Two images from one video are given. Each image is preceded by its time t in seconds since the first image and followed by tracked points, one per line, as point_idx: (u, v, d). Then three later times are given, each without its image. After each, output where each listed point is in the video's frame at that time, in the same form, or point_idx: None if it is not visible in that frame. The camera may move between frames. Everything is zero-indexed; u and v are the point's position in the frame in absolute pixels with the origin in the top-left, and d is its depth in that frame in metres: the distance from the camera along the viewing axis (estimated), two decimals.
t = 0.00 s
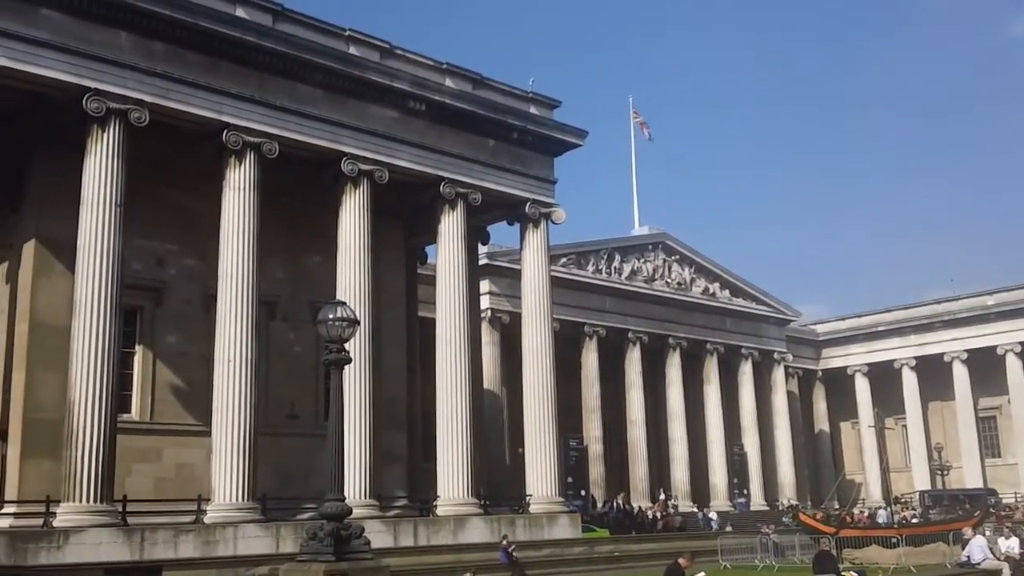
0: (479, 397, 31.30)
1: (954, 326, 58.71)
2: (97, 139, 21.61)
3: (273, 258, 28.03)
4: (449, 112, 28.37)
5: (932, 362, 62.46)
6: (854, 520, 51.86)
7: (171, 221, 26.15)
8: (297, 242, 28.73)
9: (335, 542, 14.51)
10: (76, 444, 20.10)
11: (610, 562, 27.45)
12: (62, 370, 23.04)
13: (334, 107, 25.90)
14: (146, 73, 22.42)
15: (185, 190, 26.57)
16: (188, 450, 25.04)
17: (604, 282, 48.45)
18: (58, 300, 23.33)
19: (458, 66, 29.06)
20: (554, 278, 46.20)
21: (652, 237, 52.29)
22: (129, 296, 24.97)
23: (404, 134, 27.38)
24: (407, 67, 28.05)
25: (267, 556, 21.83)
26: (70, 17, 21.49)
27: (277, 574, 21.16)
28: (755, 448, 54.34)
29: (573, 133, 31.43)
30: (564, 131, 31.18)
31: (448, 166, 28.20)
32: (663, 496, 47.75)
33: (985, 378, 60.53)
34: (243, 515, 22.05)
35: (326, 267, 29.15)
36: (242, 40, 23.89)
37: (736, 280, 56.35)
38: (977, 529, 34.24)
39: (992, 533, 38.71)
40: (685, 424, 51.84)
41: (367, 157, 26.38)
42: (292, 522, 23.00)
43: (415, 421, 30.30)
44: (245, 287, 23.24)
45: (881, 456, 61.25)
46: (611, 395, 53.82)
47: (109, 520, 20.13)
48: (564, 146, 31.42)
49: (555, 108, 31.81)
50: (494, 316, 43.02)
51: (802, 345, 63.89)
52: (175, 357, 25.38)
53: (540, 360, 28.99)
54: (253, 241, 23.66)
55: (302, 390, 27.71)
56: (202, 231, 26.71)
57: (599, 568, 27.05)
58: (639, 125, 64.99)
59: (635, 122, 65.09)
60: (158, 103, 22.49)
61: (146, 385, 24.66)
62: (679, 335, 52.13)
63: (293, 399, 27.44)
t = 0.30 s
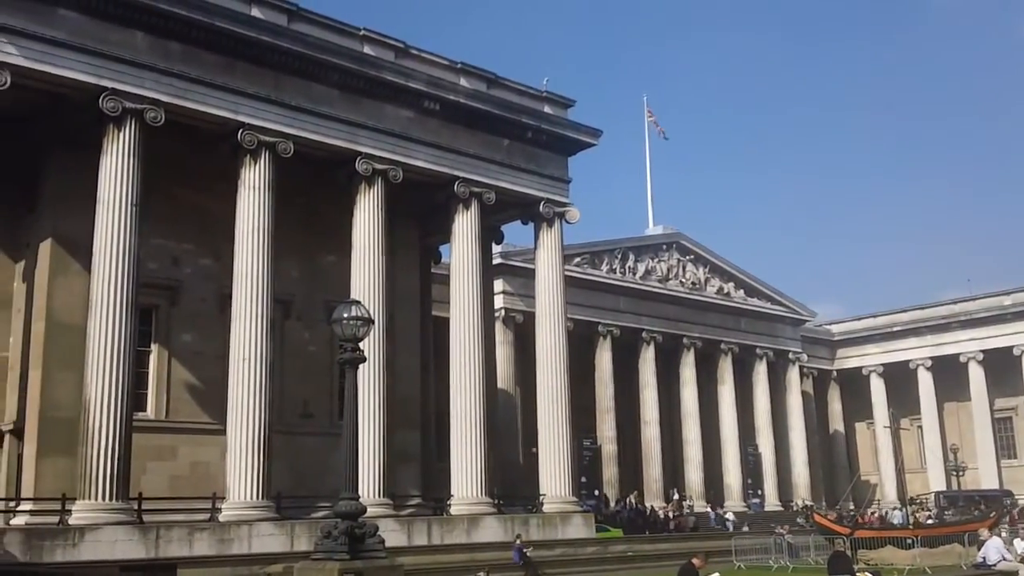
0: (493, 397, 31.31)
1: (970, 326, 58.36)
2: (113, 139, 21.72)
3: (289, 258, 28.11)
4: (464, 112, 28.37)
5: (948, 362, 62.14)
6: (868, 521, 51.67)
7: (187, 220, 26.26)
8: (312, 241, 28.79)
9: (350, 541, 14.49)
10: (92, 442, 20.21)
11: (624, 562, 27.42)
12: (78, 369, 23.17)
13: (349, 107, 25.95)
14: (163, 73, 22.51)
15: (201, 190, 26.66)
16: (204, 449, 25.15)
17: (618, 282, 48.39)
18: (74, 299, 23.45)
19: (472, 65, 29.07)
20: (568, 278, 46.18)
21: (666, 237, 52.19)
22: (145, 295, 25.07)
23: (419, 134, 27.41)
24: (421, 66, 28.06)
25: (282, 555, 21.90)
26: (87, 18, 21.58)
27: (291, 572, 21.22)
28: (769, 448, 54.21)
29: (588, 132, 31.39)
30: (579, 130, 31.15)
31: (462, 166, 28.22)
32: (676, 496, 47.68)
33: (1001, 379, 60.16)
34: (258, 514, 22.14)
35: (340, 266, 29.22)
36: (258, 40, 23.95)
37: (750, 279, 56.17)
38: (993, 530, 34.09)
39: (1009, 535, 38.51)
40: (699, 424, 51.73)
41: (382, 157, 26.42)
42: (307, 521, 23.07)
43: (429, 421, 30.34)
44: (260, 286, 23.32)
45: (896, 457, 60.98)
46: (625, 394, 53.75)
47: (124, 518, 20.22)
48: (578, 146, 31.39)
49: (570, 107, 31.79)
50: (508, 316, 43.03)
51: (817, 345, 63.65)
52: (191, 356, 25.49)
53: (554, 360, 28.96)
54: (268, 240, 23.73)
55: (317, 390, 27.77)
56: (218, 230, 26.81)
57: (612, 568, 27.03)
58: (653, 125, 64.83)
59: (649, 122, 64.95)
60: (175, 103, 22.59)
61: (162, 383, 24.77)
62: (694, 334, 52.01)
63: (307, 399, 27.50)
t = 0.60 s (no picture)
0: (506, 396, 31.29)
1: (985, 324, 58.01)
2: (127, 139, 21.78)
3: (302, 257, 28.16)
4: (477, 111, 28.36)
5: (963, 361, 61.81)
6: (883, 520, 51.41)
7: (201, 220, 26.33)
8: (325, 240, 28.83)
9: (363, 539, 14.42)
10: (107, 441, 20.28)
11: (638, 561, 27.36)
12: (92, 368, 23.28)
13: (362, 106, 25.97)
14: (176, 73, 22.57)
15: (214, 189, 26.72)
16: (218, 448, 25.21)
17: (631, 280, 48.32)
18: (89, 298, 23.55)
19: (485, 64, 29.05)
20: (581, 276, 46.15)
21: (679, 235, 52.08)
22: (159, 294, 25.15)
23: (432, 133, 27.41)
24: (434, 65, 28.05)
25: (296, 554, 21.91)
26: (101, 18, 21.65)
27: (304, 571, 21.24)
28: (783, 447, 54.03)
29: (601, 131, 31.32)
30: (592, 129, 31.09)
31: (475, 164, 28.21)
32: (690, 495, 47.57)
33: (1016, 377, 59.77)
34: (272, 513, 22.18)
35: (354, 266, 29.25)
36: (270, 39, 23.98)
37: (764, 278, 55.99)
38: (1009, 529, 33.89)
39: None
40: (713, 423, 51.60)
41: (395, 156, 26.42)
42: (320, 520, 23.09)
43: (442, 420, 30.34)
44: (274, 286, 23.35)
45: (910, 455, 60.69)
46: (638, 393, 53.67)
47: (138, 517, 20.28)
48: (591, 145, 31.33)
49: (583, 106, 31.73)
50: (521, 315, 43.00)
51: (831, 343, 63.41)
52: (205, 355, 25.55)
53: (567, 359, 28.93)
54: (282, 240, 23.76)
55: (330, 389, 27.82)
56: (231, 230, 26.87)
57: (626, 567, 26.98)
58: (667, 123, 64.72)
59: (663, 120, 64.83)
60: (188, 103, 22.64)
61: (176, 383, 24.84)
62: (707, 333, 51.87)
63: (320, 398, 27.53)
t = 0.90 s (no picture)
0: (518, 396, 31.26)
1: (999, 323, 57.66)
2: (139, 141, 21.84)
3: (314, 258, 28.19)
4: (487, 110, 28.33)
5: (977, 359, 61.46)
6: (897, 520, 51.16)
7: (213, 221, 26.38)
8: (337, 241, 28.85)
9: (376, 540, 14.29)
10: (120, 441, 20.34)
11: (651, 561, 27.27)
12: (106, 369, 23.35)
13: (373, 107, 25.98)
14: (188, 75, 22.62)
15: (226, 190, 26.76)
16: (230, 448, 25.26)
17: (642, 280, 48.24)
18: (102, 299, 23.62)
19: (495, 64, 29.02)
20: (593, 276, 46.10)
21: (691, 234, 51.97)
22: (171, 295, 25.21)
23: (442, 133, 27.40)
24: (444, 65, 28.04)
25: (308, 554, 21.92)
26: (112, 20, 21.70)
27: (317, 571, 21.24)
28: (796, 447, 53.85)
29: (612, 130, 31.25)
30: (603, 128, 31.03)
31: (486, 164, 28.19)
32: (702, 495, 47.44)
33: None
34: (284, 513, 22.19)
35: (365, 266, 29.27)
36: (281, 40, 24.00)
37: (777, 276, 55.81)
38: None
39: None
40: (725, 422, 51.45)
41: (406, 156, 26.41)
42: (333, 520, 23.10)
43: (454, 420, 30.33)
44: (286, 286, 23.37)
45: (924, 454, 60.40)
46: (651, 392, 53.56)
47: (152, 517, 20.32)
48: (602, 144, 31.26)
49: (594, 105, 31.67)
50: (532, 315, 42.96)
51: (844, 342, 63.16)
52: (217, 356, 25.61)
53: (579, 359, 28.87)
54: (293, 240, 23.78)
55: (342, 389, 27.84)
56: (243, 231, 26.91)
57: (638, 567, 26.90)
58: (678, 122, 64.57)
59: (674, 120, 64.70)
60: (199, 105, 22.69)
61: (189, 383, 24.89)
62: (719, 332, 51.72)
63: (332, 398, 27.56)
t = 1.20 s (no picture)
0: (529, 396, 31.30)
1: (1010, 323, 57.41)
2: (152, 142, 21.96)
3: (325, 259, 28.28)
4: (498, 112, 28.40)
5: (989, 360, 61.22)
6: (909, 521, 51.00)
7: (224, 222, 26.50)
8: (348, 242, 28.95)
9: (388, 540, 14.18)
10: (133, 442, 20.46)
11: (661, 562, 27.26)
12: (118, 370, 23.49)
13: (383, 108, 26.07)
14: (199, 77, 22.73)
15: (237, 192, 26.88)
16: (242, 449, 25.36)
17: (653, 281, 48.22)
18: (115, 300, 23.76)
19: (506, 65, 29.07)
20: (603, 277, 46.11)
21: (701, 235, 51.93)
22: (184, 296, 25.33)
23: (453, 134, 27.46)
24: (455, 67, 28.11)
25: (320, 554, 22.00)
26: (124, 22, 21.82)
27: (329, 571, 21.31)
28: (807, 447, 53.76)
29: (622, 131, 31.26)
30: (613, 129, 31.05)
31: (496, 165, 28.24)
32: (713, 496, 47.38)
33: None
34: (295, 513, 22.27)
35: (376, 267, 29.36)
36: (292, 42, 24.10)
37: (787, 277, 55.71)
38: None
39: None
40: (736, 423, 51.37)
41: (416, 157, 26.48)
42: (344, 520, 23.17)
43: (465, 420, 30.40)
44: (297, 287, 23.46)
45: (936, 455, 60.20)
46: (661, 393, 53.54)
47: (164, 517, 20.43)
48: (613, 144, 31.29)
49: (604, 106, 31.70)
50: (543, 315, 42.99)
51: (855, 343, 63.00)
52: (229, 357, 25.72)
53: (589, 360, 28.89)
54: (305, 242, 23.87)
55: (353, 389, 27.92)
56: (255, 232, 27.03)
57: (649, 568, 26.89)
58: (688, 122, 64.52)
59: (683, 120, 64.66)
60: (211, 106, 22.80)
61: (201, 384, 25.02)
62: (729, 333, 51.67)
63: (344, 398, 27.65)
